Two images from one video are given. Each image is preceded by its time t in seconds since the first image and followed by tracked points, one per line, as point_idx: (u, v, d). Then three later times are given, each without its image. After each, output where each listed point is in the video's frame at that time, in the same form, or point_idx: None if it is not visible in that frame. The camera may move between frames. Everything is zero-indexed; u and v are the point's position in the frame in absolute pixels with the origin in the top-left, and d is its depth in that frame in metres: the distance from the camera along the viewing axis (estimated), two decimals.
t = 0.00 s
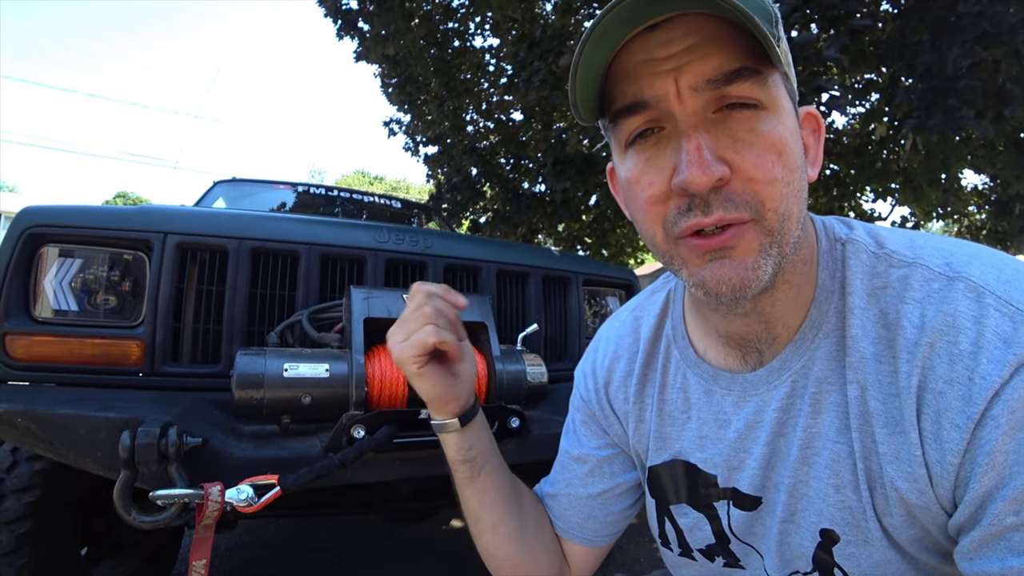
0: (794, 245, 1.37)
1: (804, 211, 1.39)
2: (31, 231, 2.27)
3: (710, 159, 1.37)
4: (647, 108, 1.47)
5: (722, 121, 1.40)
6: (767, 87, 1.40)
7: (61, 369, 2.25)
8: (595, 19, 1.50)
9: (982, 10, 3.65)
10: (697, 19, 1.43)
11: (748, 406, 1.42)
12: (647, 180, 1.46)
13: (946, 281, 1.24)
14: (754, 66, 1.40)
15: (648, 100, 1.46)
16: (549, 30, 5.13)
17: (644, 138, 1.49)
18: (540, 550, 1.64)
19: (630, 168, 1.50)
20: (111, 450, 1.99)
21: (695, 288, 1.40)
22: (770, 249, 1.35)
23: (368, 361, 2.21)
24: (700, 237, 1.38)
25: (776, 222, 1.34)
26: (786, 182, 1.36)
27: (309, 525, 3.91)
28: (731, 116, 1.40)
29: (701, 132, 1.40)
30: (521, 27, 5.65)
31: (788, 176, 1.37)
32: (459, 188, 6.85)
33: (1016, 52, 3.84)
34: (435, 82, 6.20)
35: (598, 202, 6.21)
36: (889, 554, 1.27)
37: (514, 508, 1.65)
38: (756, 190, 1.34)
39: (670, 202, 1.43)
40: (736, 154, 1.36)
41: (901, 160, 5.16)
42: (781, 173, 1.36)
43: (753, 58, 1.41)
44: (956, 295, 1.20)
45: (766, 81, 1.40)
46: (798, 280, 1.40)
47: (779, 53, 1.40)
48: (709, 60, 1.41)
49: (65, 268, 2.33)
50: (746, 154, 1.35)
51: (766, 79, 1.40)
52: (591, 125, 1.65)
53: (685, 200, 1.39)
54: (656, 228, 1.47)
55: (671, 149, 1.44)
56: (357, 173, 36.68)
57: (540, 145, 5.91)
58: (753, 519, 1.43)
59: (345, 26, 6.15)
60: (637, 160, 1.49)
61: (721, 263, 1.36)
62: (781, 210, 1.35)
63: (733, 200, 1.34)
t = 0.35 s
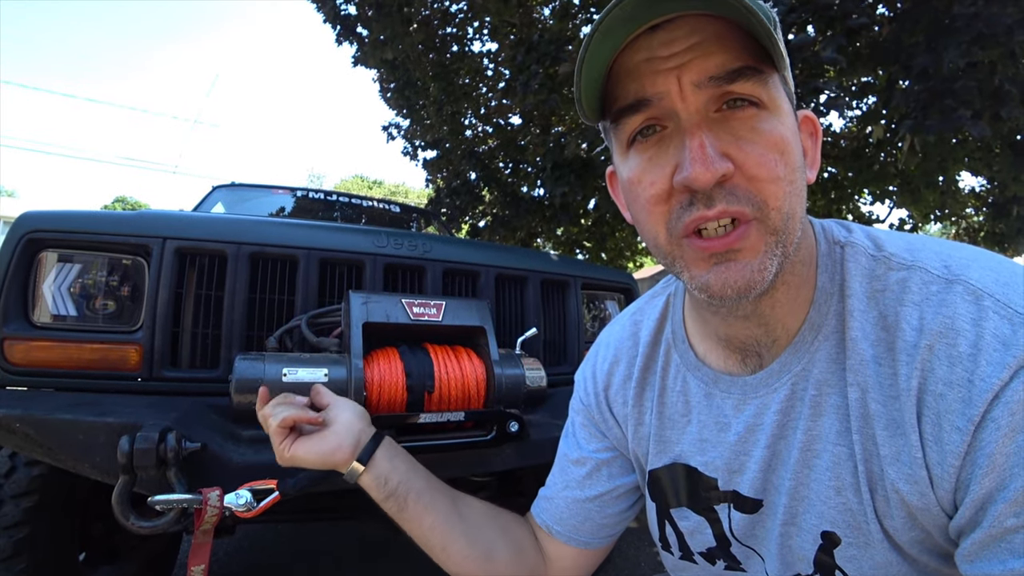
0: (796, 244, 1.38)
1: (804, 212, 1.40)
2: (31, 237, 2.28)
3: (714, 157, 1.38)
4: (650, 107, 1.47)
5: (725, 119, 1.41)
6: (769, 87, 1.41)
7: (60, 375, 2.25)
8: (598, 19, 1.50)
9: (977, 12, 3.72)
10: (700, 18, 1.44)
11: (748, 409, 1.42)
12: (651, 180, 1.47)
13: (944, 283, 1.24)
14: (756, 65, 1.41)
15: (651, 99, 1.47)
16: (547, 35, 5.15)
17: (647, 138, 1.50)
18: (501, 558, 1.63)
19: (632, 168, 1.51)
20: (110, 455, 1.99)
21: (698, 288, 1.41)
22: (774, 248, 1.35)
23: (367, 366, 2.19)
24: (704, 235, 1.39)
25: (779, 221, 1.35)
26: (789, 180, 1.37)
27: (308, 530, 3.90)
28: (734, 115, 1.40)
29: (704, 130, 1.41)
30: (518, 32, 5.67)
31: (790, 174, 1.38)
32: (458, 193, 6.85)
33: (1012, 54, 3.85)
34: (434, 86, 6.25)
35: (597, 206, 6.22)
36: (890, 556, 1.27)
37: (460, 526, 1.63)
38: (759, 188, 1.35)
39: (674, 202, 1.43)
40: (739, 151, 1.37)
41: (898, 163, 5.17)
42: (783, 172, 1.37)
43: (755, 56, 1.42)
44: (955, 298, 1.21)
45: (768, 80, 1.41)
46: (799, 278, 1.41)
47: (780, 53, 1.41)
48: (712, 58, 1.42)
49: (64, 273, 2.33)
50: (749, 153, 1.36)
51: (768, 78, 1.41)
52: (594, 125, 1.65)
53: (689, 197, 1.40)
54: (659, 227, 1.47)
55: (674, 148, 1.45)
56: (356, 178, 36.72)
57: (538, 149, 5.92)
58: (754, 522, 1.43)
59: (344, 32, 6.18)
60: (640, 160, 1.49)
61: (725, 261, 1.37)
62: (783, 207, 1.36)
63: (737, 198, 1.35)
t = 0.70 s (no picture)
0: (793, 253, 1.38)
1: (799, 220, 1.40)
2: (30, 241, 2.28)
3: (710, 171, 1.38)
4: (645, 121, 1.47)
5: (720, 132, 1.41)
6: (763, 99, 1.41)
7: (59, 380, 2.24)
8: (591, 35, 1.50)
9: (973, 12, 3.71)
10: (692, 31, 1.43)
11: (747, 412, 1.42)
12: (647, 193, 1.47)
13: (938, 287, 1.25)
14: (750, 78, 1.41)
15: (646, 113, 1.46)
16: (546, 38, 5.17)
17: (642, 151, 1.50)
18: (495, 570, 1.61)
19: (628, 181, 1.51)
20: (109, 460, 1.99)
21: (697, 302, 1.41)
22: (771, 260, 1.35)
23: (367, 370, 2.20)
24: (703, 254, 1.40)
25: (775, 232, 1.35)
26: (784, 191, 1.38)
27: (307, 535, 3.89)
28: (728, 127, 1.40)
29: (700, 143, 1.41)
30: (516, 35, 5.68)
31: (786, 185, 1.38)
32: (457, 196, 6.86)
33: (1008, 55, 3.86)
34: (432, 90, 6.27)
35: (596, 209, 6.22)
36: (888, 558, 1.27)
37: (451, 542, 1.62)
38: (755, 202, 1.36)
39: (671, 215, 1.43)
40: (734, 165, 1.37)
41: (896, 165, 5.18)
42: (779, 183, 1.37)
43: (748, 68, 1.42)
44: (949, 301, 1.21)
45: (762, 92, 1.41)
46: (795, 284, 1.41)
47: (773, 64, 1.41)
48: (706, 73, 1.41)
49: (63, 278, 2.32)
50: (745, 165, 1.36)
51: (762, 90, 1.41)
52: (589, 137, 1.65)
53: (686, 211, 1.40)
54: (656, 240, 1.47)
55: (670, 161, 1.45)
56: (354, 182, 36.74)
57: (536, 152, 5.92)
58: (752, 525, 1.42)
59: (342, 36, 6.18)
60: (636, 173, 1.49)
61: (721, 275, 1.37)
62: (780, 220, 1.36)
63: (733, 212, 1.36)
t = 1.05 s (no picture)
0: (789, 247, 1.37)
1: (796, 213, 1.39)
2: (27, 236, 2.26)
3: (701, 164, 1.36)
4: (634, 120, 1.46)
5: (709, 127, 1.39)
6: (752, 93, 1.40)
7: (55, 376, 2.23)
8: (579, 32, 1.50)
9: (975, 15, 3.71)
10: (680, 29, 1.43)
11: (748, 412, 1.40)
12: (641, 191, 1.45)
13: (941, 286, 1.24)
14: (737, 73, 1.40)
15: (635, 111, 1.45)
16: (547, 39, 5.16)
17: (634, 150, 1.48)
18: None
19: (621, 181, 1.49)
20: (106, 458, 1.97)
21: (693, 296, 1.38)
22: (766, 252, 1.34)
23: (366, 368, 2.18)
24: (693, 242, 1.36)
25: (770, 224, 1.34)
26: (777, 183, 1.36)
27: (304, 535, 3.87)
28: (717, 123, 1.39)
29: (690, 139, 1.39)
30: (517, 36, 5.66)
31: (779, 178, 1.36)
32: (456, 196, 6.84)
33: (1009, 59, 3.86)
34: (433, 90, 6.26)
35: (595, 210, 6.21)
36: (892, 560, 1.26)
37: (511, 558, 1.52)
38: (748, 194, 1.34)
39: (664, 212, 1.41)
40: (726, 156, 1.35)
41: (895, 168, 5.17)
42: (772, 175, 1.36)
43: (737, 63, 1.41)
44: (952, 300, 1.20)
45: (751, 87, 1.40)
46: (794, 280, 1.39)
47: (761, 60, 1.40)
48: (694, 69, 1.41)
49: (61, 273, 2.31)
50: (736, 158, 1.35)
51: (750, 85, 1.40)
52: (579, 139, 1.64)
53: (677, 206, 1.38)
54: (651, 238, 1.45)
55: (661, 158, 1.43)
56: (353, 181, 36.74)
57: (536, 153, 5.90)
58: (754, 526, 1.41)
59: (343, 35, 6.17)
60: (628, 172, 1.47)
61: (716, 267, 1.35)
62: (774, 211, 1.34)
63: (726, 203, 1.33)
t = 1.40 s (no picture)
0: (717, 300, 1.26)
1: (714, 261, 1.25)
2: (30, 236, 2.28)
3: (594, 269, 1.24)
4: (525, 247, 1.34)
5: (593, 234, 1.24)
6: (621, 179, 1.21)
7: (56, 375, 2.25)
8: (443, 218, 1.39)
9: (971, 23, 3.77)
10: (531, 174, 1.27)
11: (741, 428, 1.39)
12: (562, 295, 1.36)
13: (924, 297, 1.25)
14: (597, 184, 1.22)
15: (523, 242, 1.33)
16: (548, 43, 5.20)
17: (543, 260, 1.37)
18: None
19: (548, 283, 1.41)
20: (106, 457, 1.99)
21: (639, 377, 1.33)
22: (692, 320, 1.25)
23: (363, 368, 2.21)
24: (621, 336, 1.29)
25: (685, 298, 1.23)
26: (681, 258, 1.22)
27: (302, 535, 3.89)
28: (598, 225, 1.23)
29: (577, 253, 1.26)
30: (519, 39, 5.68)
31: (682, 252, 1.22)
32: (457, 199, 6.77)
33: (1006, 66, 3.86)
34: (434, 93, 6.30)
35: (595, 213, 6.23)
36: None
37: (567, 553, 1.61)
38: (650, 284, 1.22)
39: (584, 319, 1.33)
40: (615, 253, 1.22)
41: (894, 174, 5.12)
42: (671, 255, 1.21)
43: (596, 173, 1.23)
44: (934, 311, 1.22)
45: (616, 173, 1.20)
46: (751, 312, 1.35)
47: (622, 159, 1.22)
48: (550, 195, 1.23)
49: (63, 273, 2.33)
50: (625, 258, 1.21)
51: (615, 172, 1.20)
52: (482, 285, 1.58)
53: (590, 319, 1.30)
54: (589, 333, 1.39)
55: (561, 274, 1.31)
56: (355, 183, 36.78)
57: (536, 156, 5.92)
58: (749, 539, 1.41)
59: (345, 37, 6.20)
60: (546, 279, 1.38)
61: (648, 352, 1.28)
62: (681, 287, 1.22)
63: (629, 297, 1.24)
